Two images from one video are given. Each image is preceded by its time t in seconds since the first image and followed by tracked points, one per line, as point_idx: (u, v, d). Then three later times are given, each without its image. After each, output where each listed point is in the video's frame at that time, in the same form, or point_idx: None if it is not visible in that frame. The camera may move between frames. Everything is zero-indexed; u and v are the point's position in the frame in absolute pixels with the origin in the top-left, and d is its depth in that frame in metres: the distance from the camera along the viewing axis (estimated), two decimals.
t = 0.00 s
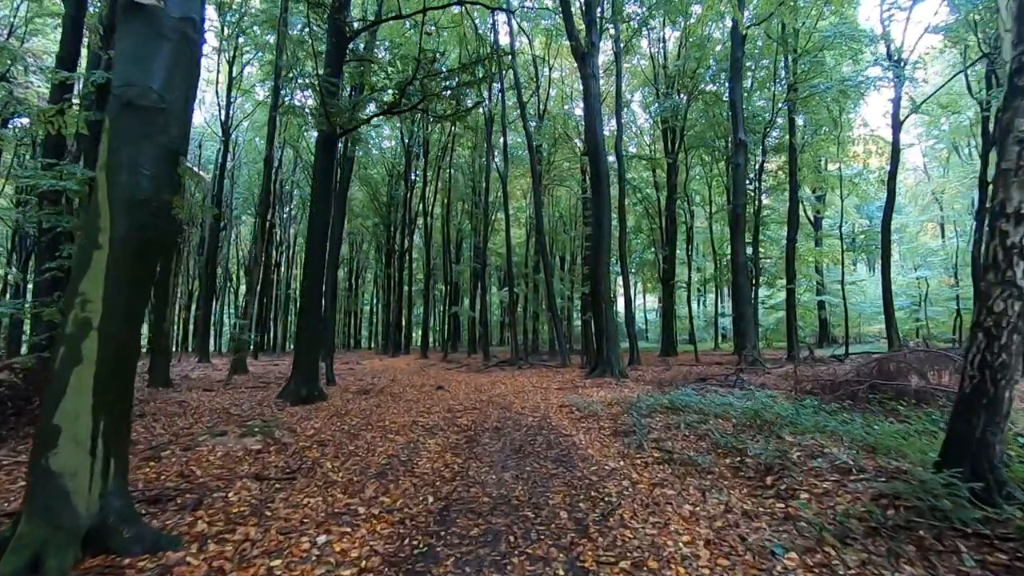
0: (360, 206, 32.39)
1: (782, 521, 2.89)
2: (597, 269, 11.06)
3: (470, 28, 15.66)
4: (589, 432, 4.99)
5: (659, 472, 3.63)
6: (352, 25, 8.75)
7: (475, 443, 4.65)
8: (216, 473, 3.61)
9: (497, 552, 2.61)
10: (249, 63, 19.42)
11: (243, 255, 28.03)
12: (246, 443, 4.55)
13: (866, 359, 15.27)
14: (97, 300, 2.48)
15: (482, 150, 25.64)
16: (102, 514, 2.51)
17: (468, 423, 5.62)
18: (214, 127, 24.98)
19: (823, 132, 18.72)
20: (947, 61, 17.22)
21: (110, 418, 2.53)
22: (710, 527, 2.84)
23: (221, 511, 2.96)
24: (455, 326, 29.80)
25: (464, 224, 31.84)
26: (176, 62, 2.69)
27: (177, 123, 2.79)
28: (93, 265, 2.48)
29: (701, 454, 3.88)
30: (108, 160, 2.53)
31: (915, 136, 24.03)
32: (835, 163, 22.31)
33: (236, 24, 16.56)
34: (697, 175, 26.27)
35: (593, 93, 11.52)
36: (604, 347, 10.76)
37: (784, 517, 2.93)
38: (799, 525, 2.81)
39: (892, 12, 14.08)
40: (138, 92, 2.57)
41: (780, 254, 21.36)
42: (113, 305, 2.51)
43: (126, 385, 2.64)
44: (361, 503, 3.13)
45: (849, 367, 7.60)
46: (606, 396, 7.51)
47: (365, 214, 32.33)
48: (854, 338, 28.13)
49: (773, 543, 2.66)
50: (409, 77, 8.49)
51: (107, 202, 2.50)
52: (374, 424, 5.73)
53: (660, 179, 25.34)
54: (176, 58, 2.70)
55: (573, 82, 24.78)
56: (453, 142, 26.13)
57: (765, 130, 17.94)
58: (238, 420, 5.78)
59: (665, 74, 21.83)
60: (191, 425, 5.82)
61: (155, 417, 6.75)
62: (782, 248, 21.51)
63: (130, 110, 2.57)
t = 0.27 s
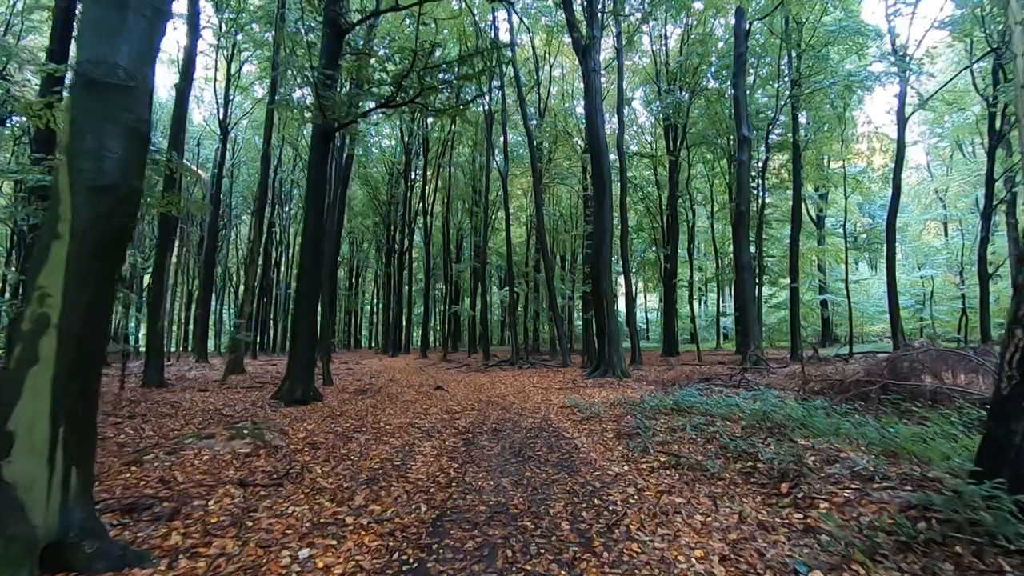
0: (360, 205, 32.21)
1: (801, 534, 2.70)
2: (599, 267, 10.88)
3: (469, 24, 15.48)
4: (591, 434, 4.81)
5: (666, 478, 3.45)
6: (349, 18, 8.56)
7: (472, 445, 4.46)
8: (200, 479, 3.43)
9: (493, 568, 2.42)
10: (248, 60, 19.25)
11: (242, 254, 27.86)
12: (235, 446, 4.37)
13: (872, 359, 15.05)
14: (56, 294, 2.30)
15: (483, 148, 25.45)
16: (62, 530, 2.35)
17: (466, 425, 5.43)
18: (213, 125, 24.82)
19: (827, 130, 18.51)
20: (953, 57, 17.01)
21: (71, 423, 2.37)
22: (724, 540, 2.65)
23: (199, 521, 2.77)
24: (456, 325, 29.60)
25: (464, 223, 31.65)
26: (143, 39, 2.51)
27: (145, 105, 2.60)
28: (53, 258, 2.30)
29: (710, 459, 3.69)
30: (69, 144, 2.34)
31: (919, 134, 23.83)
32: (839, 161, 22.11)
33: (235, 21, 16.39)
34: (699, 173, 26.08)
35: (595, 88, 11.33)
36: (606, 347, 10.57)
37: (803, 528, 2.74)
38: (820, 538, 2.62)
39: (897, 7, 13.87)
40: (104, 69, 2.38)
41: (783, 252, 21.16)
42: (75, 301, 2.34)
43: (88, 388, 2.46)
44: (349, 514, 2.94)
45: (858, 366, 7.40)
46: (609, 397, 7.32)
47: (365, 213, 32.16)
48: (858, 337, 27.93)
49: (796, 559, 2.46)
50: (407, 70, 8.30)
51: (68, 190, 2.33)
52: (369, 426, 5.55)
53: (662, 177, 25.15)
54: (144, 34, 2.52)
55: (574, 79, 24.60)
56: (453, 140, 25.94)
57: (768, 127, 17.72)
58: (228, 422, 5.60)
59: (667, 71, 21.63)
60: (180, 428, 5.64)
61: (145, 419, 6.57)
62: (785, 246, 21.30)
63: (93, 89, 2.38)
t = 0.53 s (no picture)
0: (359, 205, 32.03)
1: (822, 555, 2.51)
2: (599, 268, 10.69)
3: (468, 22, 15.28)
4: (593, 441, 4.62)
5: (673, 490, 3.28)
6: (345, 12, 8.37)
7: (469, 453, 4.28)
8: (181, 490, 3.26)
9: None
10: (245, 59, 19.08)
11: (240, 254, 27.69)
12: (222, 454, 4.20)
13: (876, 361, 14.87)
14: (7, 296, 1.93)
15: (482, 148, 25.27)
16: (14, 555, 1.88)
17: (463, 431, 5.24)
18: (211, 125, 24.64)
19: (829, 129, 18.33)
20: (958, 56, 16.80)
21: (27, 439, 1.95)
22: (737, 562, 2.47)
23: (174, 540, 2.57)
24: (455, 326, 29.41)
25: (464, 223, 31.47)
26: (112, 19, 2.18)
27: (116, 93, 2.27)
28: (6, 252, 1.94)
29: (719, 469, 3.52)
30: (23, 125, 1.99)
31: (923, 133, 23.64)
32: (841, 161, 21.91)
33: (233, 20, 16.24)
34: (700, 173, 25.88)
35: (596, 85, 11.14)
36: (607, 349, 10.37)
37: (825, 549, 2.55)
38: (842, 560, 2.43)
39: (902, 4, 13.66)
40: (64, 50, 2.04)
41: (785, 253, 20.98)
42: (30, 301, 1.95)
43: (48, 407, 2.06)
44: (336, 531, 2.76)
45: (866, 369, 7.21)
46: (611, 400, 7.13)
47: (364, 213, 31.98)
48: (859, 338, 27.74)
49: None
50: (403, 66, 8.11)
51: (24, 175, 1.98)
52: (363, 431, 5.37)
53: (663, 177, 24.96)
54: (113, 12, 2.19)
55: (575, 78, 24.42)
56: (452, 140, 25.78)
57: (771, 125, 17.51)
58: (217, 427, 5.42)
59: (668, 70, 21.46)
60: (169, 433, 5.47)
61: (134, 423, 6.39)
62: (787, 246, 21.11)
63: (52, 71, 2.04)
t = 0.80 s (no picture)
0: (359, 204, 31.84)
1: (849, 569, 2.34)
2: (601, 266, 10.50)
3: (468, 17, 15.10)
4: (597, 443, 4.45)
5: (683, 496, 3.11)
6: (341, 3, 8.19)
7: (467, 455, 4.11)
8: (163, 495, 3.09)
9: None
10: (243, 56, 18.91)
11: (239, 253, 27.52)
12: (210, 456, 4.03)
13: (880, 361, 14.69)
14: None
15: (483, 146, 25.08)
16: None
17: (462, 432, 5.07)
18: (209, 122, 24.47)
19: (832, 127, 18.17)
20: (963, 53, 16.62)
21: None
22: None
23: (149, 551, 2.41)
24: (455, 325, 29.24)
25: (464, 222, 31.31)
26: None
27: (80, 66, 2.09)
28: None
29: (731, 473, 3.34)
30: None
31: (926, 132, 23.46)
32: (844, 159, 21.73)
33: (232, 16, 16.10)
34: (701, 171, 25.71)
35: (597, 80, 10.95)
36: (609, 348, 10.18)
37: (851, 563, 2.38)
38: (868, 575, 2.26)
39: None
40: (17, 15, 1.86)
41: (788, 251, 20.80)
42: None
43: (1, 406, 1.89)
44: (324, 542, 2.60)
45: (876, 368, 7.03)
46: (614, 400, 6.96)
47: (364, 212, 31.80)
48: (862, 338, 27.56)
49: None
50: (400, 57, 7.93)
51: None
52: (358, 432, 5.19)
53: (664, 175, 24.77)
54: None
55: (575, 76, 24.25)
56: (452, 138, 25.60)
57: (774, 122, 17.30)
58: (207, 428, 5.25)
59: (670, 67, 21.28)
60: (158, 434, 5.30)
61: (124, 424, 6.22)
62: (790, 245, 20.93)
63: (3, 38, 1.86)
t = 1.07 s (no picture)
0: (359, 203, 31.66)
1: None
2: (604, 265, 10.31)
3: (468, 14, 14.92)
4: (603, 449, 4.27)
5: (698, 510, 2.92)
6: None
7: (468, 463, 3.93)
8: (144, 508, 2.91)
9: None
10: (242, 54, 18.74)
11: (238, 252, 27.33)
12: (198, 463, 3.85)
13: (886, 361, 14.49)
14: None
15: (483, 145, 24.91)
16: None
17: (462, 437, 4.88)
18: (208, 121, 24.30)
19: (836, 126, 17.99)
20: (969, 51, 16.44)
21: None
22: None
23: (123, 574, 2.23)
24: (455, 325, 29.05)
25: (464, 221, 31.15)
26: None
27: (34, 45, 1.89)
28: None
29: (747, 485, 3.16)
30: None
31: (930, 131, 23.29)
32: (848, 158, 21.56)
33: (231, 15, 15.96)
34: (703, 170, 25.53)
35: (599, 75, 10.73)
36: (612, 349, 9.99)
37: None
38: None
39: None
40: None
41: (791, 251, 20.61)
42: None
43: None
44: (312, 563, 2.42)
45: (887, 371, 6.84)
46: (618, 403, 6.77)
47: (364, 211, 31.63)
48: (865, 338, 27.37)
49: None
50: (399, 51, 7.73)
51: None
52: (354, 437, 5.01)
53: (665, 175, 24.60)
54: None
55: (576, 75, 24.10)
56: (452, 136, 25.42)
57: (778, 118, 17.07)
58: (198, 433, 5.07)
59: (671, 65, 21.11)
60: (147, 439, 5.12)
61: (113, 427, 6.04)
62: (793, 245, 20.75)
63: None
